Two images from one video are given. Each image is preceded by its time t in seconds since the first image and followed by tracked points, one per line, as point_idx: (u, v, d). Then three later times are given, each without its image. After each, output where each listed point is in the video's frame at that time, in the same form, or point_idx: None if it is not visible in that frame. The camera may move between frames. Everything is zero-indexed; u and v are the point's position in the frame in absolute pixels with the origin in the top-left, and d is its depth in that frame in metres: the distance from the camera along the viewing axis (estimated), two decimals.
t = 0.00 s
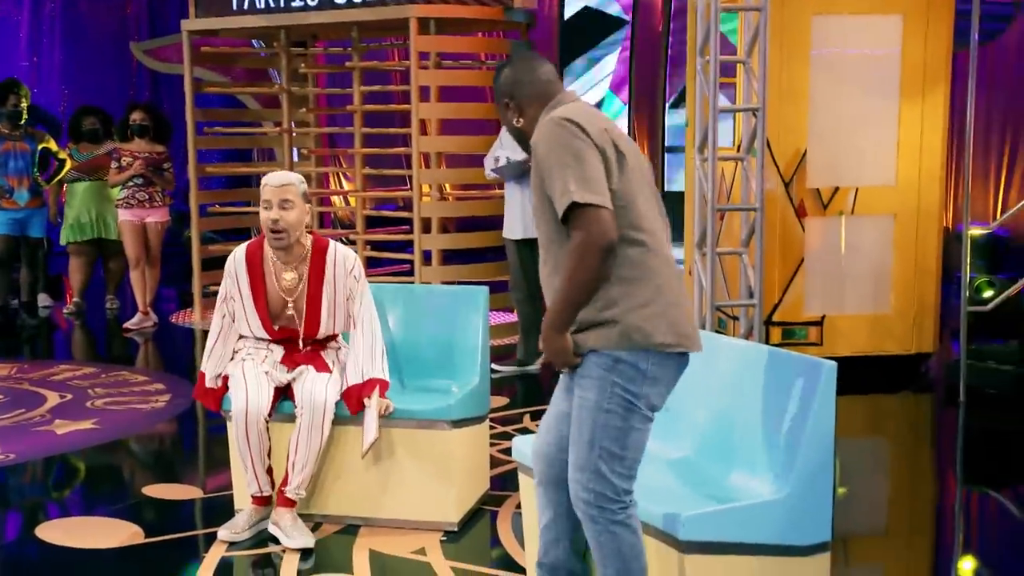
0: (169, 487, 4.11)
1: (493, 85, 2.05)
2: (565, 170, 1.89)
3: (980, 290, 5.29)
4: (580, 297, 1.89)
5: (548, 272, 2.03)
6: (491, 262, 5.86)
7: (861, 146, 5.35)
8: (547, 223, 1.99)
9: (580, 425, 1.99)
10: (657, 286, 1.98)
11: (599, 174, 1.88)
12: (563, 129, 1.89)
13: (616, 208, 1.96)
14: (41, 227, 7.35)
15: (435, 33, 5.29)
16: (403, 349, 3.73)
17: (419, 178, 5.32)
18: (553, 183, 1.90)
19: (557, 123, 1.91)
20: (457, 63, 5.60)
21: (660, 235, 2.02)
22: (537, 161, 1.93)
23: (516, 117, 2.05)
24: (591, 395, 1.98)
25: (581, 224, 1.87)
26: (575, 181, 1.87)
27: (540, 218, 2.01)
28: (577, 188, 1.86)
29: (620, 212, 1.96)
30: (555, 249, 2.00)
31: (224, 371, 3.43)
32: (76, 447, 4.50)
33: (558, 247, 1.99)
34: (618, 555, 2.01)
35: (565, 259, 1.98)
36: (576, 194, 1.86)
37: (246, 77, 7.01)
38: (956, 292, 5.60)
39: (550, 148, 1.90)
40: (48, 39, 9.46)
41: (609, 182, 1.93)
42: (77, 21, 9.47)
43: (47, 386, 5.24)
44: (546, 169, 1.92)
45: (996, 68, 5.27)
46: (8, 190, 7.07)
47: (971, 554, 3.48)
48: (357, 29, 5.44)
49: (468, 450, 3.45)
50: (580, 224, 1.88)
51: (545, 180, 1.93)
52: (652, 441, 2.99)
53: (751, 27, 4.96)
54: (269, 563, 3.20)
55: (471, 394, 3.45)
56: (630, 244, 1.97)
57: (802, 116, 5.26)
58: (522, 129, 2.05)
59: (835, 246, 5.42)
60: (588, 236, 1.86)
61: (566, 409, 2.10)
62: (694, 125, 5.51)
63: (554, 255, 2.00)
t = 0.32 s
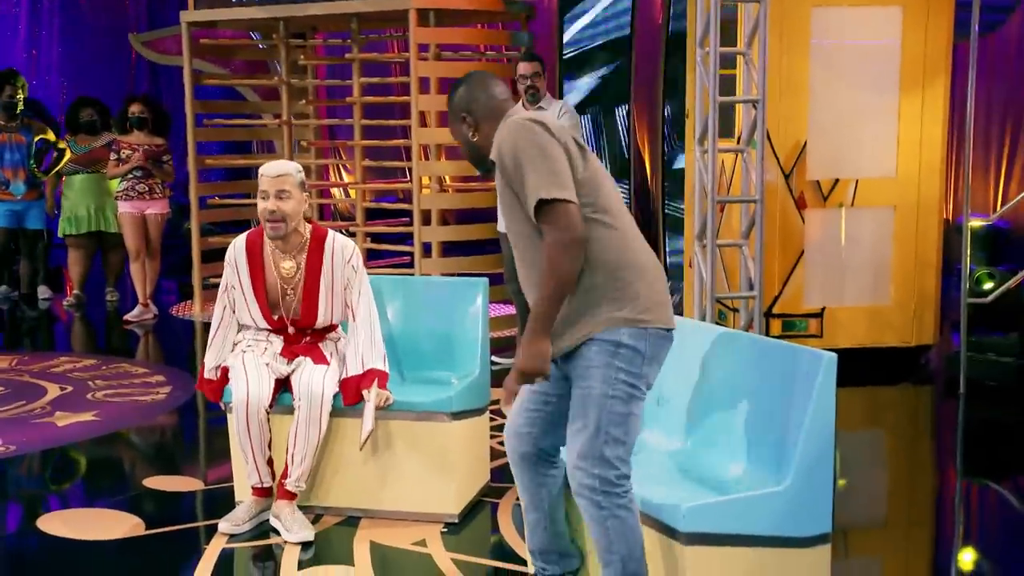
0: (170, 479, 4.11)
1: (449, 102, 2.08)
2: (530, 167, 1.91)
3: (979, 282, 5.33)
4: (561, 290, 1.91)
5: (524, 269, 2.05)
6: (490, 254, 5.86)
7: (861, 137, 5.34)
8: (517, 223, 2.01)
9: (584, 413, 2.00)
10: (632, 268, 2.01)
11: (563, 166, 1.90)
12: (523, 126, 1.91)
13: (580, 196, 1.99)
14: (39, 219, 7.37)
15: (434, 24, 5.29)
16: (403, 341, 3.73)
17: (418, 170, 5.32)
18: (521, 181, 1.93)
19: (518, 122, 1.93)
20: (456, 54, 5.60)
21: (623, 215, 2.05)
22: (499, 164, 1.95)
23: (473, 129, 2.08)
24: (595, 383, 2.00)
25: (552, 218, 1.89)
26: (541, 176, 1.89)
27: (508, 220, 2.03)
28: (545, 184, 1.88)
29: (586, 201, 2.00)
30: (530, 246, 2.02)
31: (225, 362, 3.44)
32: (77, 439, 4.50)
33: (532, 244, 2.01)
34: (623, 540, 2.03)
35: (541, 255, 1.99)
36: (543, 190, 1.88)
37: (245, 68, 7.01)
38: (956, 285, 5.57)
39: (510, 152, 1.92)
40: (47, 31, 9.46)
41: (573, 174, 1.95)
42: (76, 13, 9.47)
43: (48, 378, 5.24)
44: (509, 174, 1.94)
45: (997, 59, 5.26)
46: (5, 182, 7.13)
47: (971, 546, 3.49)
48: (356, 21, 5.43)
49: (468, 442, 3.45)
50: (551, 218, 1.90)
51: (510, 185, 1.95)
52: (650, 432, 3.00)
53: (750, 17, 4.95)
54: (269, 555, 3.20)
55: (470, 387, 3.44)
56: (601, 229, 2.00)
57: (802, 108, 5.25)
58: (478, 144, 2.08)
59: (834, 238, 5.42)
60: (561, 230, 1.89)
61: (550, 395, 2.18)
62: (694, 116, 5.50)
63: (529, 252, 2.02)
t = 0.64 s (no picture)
0: (179, 471, 4.13)
1: (423, 133, 2.11)
2: (521, 207, 1.98)
3: (988, 275, 5.28)
4: (573, 319, 2.00)
5: (523, 288, 2.16)
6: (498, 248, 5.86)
7: (869, 131, 5.33)
8: (512, 253, 2.09)
9: (612, 402, 2.09)
10: (630, 274, 2.11)
11: (552, 204, 1.98)
12: (507, 168, 1.97)
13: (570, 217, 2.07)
14: (43, 212, 7.34)
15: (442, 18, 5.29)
16: (410, 334, 3.73)
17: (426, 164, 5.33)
18: (513, 221, 2.00)
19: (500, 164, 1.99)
20: (464, 48, 5.60)
21: (615, 223, 2.14)
22: (488, 205, 2.01)
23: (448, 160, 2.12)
24: (624, 376, 2.09)
25: (551, 255, 1.97)
26: (534, 218, 1.96)
27: (502, 249, 2.11)
28: (540, 225, 1.96)
29: (572, 218, 2.09)
30: (526, 269, 2.12)
31: (234, 356, 3.45)
32: (86, 432, 4.52)
33: (529, 268, 2.11)
34: (642, 524, 2.15)
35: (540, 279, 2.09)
36: (539, 231, 1.96)
37: (253, 62, 7.01)
38: (964, 279, 5.58)
39: (498, 195, 1.98)
40: (56, 26, 9.47)
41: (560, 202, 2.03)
42: (84, 7, 9.49)
43: (57, 371, 5.26)
44: (503, 215, 2.00)
45: (1008, 53, 5.24)
46: (6, 175, 7.11)
47: (979, 540, 3.48)
48: (364, 15, 5.43)
49: (476, 435, 3.45)
50: (548, 256, 1.97)
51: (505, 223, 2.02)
52: (658, 425, 2.99)
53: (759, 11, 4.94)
54: (278, 548, 3.20)
55: (478, 380, 3.43)
56: (591, 243, 2.10)
57: (810, 103, 5.24)
58: (452, 174, 2.12)
59: (843, 232, 5.41)
60: (562, 266, 1.96)
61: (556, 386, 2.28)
62: (702, 110, 5.50)
63: (527, 274, 2.12)
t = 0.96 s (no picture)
0: (187, 463, 4.14)
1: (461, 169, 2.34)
2: (564, 252, 2.24)
3: (998, 268, 5.32)
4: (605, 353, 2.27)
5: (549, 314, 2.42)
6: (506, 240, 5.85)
7: (879, 123, 5.31)
8: (544, 289, 2.37)
9: (636, 400, 2.33)
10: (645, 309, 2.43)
11: (591, 253, 2.25)
12: (553, 217, 2.23)
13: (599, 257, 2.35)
14: (48, 205, 7.33)
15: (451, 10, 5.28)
16: (418, 326, 3.75)
17: (435, 155, 5.32)
18: (554, 263, 2.27)
19: (545, 211, 2.25)
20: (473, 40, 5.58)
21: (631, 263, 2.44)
22: (531, 246, 2.27)
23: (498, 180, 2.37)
24: (650, 385, 2.36)
25: (589, 299, 2.23)
26: (576, 264, 2.23)
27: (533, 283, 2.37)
28: (577, 277, 2.22)
29: (603, 258, 2.38)
30: (556, 302, 2.39)
31: (244, 348, 3.45)
32: (96, 423, 4.53)
33: (560, 302, 2.39)
34: (655, 511, 2.30)
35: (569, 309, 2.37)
36: (582, 276, 2.22)
37: (262, 53, 7.01)
38: (975, 271, 5.55)
39: (543, 238, 2.24)
40: (65, 16, 9.47)
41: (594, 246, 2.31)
42: None
43: (66, 363, 5.29)
44: (546, 255, 2.26)
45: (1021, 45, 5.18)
46: (12, 167, 7.13)
47: (988, 533, 3.48)
48: (373, 7, 5.42)
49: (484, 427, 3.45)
50: (586, 299, 2.24)
51: (543, 262, 2.28)
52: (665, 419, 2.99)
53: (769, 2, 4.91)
54: (286, 540, 3.21)
55: (486, 371, 3.43)
56: (619, 281, 2.41)
57: (820, 95, 5.22)
58: (485, 206, 2.36)
59: (852, 224, 5.39)
60: (599, 308, 2.23)
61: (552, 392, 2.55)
62: (711, 102, 5.48)
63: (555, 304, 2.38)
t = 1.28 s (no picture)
0: (186, 454, 4.14)
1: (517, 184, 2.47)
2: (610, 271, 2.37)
3: (997, 260, 5.33)
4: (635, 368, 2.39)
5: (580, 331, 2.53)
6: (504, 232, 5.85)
7: (878, 115, 5.31)
8: (578, 303, 2.49)
9: (639, 399, 2.41)
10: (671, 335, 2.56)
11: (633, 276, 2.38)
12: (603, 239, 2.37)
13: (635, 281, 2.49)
14: (47, 198, 7.34)
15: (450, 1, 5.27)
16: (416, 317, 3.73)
17: (433, 148, 5.32)
18: (596, 283, 2.40)
19: (595, 233, 2.39)
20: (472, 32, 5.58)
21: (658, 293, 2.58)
22: (578, 263, 2.40)
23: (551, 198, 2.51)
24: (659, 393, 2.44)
25: (628, 316, 2.36)
26: (620, 284, 2.36)
27: (571, 298, 2.49)
28: (618, 292, 2.35)
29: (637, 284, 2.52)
30: (588, 321, 2.52)
31: (247, 335, 3.45)
32: (94, 415, 4.53)
33: (590, 319, 2.51)
34: (643, 497, 2.33)
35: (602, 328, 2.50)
36: (625, 294, 2.35)
37: (260, 46, 7.00)
38: (973, 263, 5.53)
39: (592, 257, 2.38)
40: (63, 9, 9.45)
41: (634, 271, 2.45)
42: None
43: (65, 355, 5.28)
44: (590, 273, 2.39)
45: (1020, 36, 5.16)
46: (11, 160, 7.11)
47: (987, 524, 3.48)
48: None
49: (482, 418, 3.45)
50: (625, 316, 2.37)
51: (586, 279, 2.41)
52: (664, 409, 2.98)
53: None
54: (285, 532, 3.21)
55: (484, 363, 3.43)
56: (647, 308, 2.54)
57: (820, 87, 5.21)
58: (531, 221, 2.49)
59: (851, 217, 5.39)
60: (636, 326, 2.36)
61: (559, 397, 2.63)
62: (711, 94, 5.48)
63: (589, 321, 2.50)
